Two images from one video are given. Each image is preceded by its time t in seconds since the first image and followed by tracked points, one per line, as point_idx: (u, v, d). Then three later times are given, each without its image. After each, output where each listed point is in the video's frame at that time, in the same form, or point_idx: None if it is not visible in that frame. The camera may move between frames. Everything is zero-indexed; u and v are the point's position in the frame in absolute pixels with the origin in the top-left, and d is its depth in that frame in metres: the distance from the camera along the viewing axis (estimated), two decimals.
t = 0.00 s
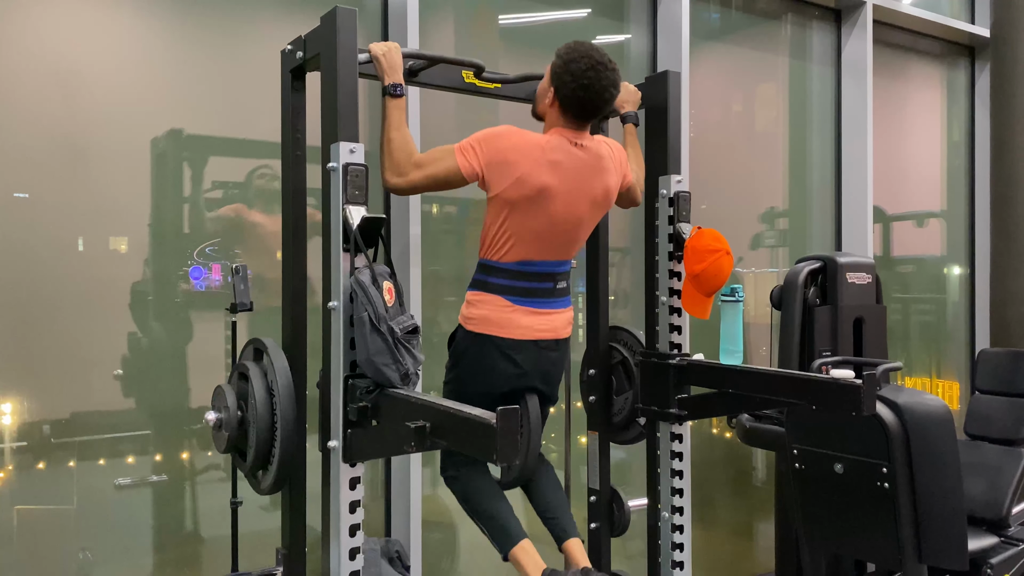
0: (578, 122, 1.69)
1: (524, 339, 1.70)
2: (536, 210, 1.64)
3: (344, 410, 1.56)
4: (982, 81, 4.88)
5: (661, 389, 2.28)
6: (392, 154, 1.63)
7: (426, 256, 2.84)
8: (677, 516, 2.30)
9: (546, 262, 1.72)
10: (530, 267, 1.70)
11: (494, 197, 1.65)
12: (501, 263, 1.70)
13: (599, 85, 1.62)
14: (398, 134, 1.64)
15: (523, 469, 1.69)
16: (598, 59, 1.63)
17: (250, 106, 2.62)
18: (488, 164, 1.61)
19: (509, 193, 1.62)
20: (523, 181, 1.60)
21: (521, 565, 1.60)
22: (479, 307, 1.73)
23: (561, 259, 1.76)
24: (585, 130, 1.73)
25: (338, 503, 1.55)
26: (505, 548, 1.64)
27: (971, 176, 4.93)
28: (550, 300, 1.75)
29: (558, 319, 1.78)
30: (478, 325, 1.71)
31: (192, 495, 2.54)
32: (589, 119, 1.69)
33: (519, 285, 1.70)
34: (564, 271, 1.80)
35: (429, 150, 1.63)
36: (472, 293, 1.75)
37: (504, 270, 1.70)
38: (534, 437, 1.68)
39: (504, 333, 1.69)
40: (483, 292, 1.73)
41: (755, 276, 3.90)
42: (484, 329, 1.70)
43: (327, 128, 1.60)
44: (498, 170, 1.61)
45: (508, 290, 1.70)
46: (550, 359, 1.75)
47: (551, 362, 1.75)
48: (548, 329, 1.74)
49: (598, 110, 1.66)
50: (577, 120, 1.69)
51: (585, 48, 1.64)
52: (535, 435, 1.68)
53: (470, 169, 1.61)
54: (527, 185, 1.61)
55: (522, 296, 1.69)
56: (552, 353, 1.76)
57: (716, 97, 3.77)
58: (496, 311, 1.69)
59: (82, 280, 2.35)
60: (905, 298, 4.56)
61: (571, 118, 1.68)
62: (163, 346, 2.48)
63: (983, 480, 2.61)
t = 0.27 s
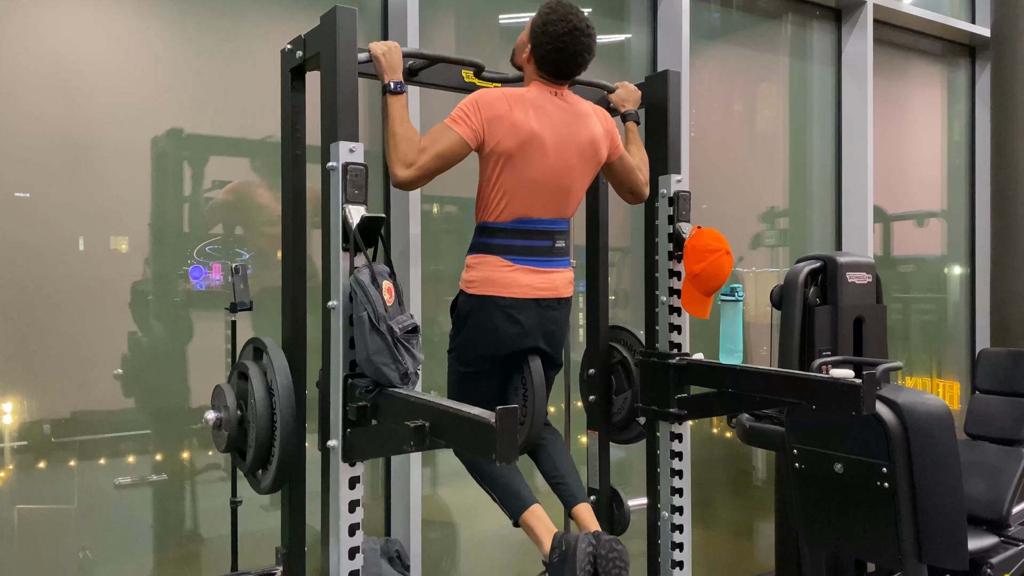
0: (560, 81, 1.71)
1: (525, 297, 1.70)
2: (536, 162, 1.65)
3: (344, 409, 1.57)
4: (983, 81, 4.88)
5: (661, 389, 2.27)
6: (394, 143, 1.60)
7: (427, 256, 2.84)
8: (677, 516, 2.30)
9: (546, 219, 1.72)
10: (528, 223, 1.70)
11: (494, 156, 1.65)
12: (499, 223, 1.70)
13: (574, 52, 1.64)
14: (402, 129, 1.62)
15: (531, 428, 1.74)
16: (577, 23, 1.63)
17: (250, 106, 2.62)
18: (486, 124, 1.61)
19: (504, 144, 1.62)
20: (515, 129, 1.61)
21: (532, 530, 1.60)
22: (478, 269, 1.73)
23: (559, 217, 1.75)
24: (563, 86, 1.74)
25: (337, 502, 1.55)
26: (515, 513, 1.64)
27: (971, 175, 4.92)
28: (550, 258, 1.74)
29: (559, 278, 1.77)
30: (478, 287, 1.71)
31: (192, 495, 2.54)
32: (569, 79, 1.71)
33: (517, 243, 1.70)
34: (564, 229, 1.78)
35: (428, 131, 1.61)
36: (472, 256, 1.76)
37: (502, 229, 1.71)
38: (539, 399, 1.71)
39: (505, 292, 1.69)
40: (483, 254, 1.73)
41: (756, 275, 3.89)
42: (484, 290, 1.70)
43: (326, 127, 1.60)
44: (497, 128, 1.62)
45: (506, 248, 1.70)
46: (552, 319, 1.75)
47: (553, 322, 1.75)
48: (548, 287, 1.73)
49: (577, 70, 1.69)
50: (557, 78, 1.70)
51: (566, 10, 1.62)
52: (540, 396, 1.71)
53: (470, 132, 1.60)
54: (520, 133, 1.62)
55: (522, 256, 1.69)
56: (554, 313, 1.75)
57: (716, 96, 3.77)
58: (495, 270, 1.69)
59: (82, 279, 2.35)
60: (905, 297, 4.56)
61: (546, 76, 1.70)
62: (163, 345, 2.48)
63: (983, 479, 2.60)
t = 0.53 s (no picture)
0: (554, 78, 1.73)
1: (524, 295, 1.71)
2: (532, 165, 1.66)
3: (343, 410, 1.57)
4: (983, 81, 4.88)
5: (660, 390, 2.27)
6: (393, 147, 1.61)
7: (427, 257, 2.84)
8: (677, 516, 2.30)
9: (541, 219, 1.73)
10: (523, 225, 1.71)
11: (490, 158, 1.65)
12: (498, 224, 1.71)
13: (570, 41, 1.66)
14: (402, 132, 1.62)
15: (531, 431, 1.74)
16: (569, 16, 1.66)
17: (249, 106, 2.62)
18: (483, 128, 1.62)
19: (502, 149, 1.63)
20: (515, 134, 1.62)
21: (543, 529, 1.61)
22: (478, 269, 1.74)
23: (556, 217, 1.76)
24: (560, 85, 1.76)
25: (337, 503, 1.55)
26: (524, 513, 1.64)
27: (971, 176, 4.93)
28: (549, 257, 1.75)
29: (558, 276, 1.78)
30: (478, 287, 1.72)
31: (192, 495, 2.54)
32: (563, 75, 1.73)
33: (517, 242, 1.71)
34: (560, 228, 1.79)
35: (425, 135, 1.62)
36: (471, 256, 1.77)
37: (500, 231, 1.71)
38: (539, 402, 1.71)
39: (504, 290, 1.70)
40: (482, 254, 1.74)
41: (756, 275, 3.89)
42: (483, 289, 1.71)
43: (326, 128, 1.60)
44: (495, 132, 1.63)
45: (506, 247, 1.71)
46: (551, 316, 1.76)
47: (552, 320, 1.76)
48: (547, 286, 1.74)
49: (570, 67, 1.71)
50: (550, 76, 1.73)
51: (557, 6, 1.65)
52: (540, 399, 1.71)
53: (468, 136, 1.61)
54: (519, 139, 1.63)
55: (521, 254, 1.70)
56: (553, 311, 1.76)
57: (716, 97, 3.77)
58: (495, 269, 1.70)
59: (82, 280, 2.35)
60: (905, 297, 4.56)
61: (545, 72, 1.72)
62: (163, 345, 2.48)
63: (983, 479, 2.60)
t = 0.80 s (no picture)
0: (560, 108, 1.73)
1: (521, 327, 1.71)
2: (522, 207, 1.68)
3: (343, 413, 1.57)
4: (983, 83, 4.88)
5: (660, 392, 2.28)
6: (384, 158, 1.65)
7: (426, 259, 2.85)
8: (676, 519, 2.30)
9: (530, 254, 1.74)
10: (518, 259, 1.72)
11: (485, 197, 1.68)
12: (494, 258, 1.72)
13: (573, 64, 1.67)
14: (392, 140, 1.67)
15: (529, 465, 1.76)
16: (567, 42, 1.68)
17: (249, 109, 2.62)
18: (476, 163, 1.64)
19: (497, 190, 1.65)
20: (512, 178, 1.63)
21: (544, 560, 1.61)
22: (474, 301, 1.75)
23: (549, 249, 1.78)
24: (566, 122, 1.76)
25: (337, 506, 1.55)
26: (527, 547, 1.64)
27: (971, 178, 4.93)
28: (543, 288, 1.77)
29: (554, 306, 1.79)
30: (474, 319, 1.72)
31: (192, 497, 2.54)
32: (571, 102, 1.74)
33: (512, 274, 1.72)
34: (554, 260, 1.81)
35: (419, 152, 1.66)
36: (467, 288, 1.77)
37: (497, 263, 1.73)
38: (537, 436, 1.73)
39: (501, 322, 1.70)
40: (478, 286, 1.75)
41: (756, 278, 3.89)
42: (480, 321, 1.72)
43: (325, 131, 1.61)
44: (488, 173, 1.64)
45: (502, 280, 1.72)
46: (548, 347, 1.76)
47: (550, 350, 1.77)
48: (543, 317, 1.75)
49: (576, 94, 1.72)
50: (555, 106, 1.73)
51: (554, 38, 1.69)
52: (539, 433, 1.72)
53: (459, 168, 1.64)
54: (516, 183, 1.64)
55: (517, 286, 1.71)
56: (549, 341, 1.77)
57: (716, 99, 3.77)
58: (491, 301, 1.71)
59: (82, 282, 2.36)
60: (905, 299, 4.56)
61: (555, 103, 1.72)
62: (163, 348, 2.48)
63: (982, 481, 2.61)
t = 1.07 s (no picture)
0: (557, 142, 1.73)
1: (517, 358, 1.71)
2: (509, 246, 1.69)
3: (342, 417, 1.57)
4: (982, 86, 4.89)
5: (660, 396, 2.28)
6: (378, 164, 1.67)
7: (426, 263, 2.85)
8: (676, 523, 2.29)
9: (527, 286, 1.74)
10: (514, 292, 1.72)
11: (478, 231, 1.68)
12: (490, 291, 1.72)
13: (567, 97, 1.68)
14: (387, 145, 1.68)
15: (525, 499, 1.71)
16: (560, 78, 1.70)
17: (249, 113, 2.63)
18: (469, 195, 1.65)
19: (489, 227, 1.66)
20: (504, 215, 1.64)
21: None
22: (470, 332, 1.74)
23: (545, 281, 1.79)
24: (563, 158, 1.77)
25: (335, 510, 1.55)
26: None
27: (971, 181, 4.93)
28: (539, 320, 1.77)
29: (550, 338, 1.80)
30: (471, 351, 1.71)
31: (191, 501, 2.54)
32: (569, 135, 1.73)
33: (508, 306, 1.72)
34: (550, 291, 1.82)
35: (418, 167, 1.68)
36: (463, 319, 1.76)
37: (493, 296, 1.73)
38: (535, 470, 1.67)
39: (497, 354, 1.70)
40: (474, 318, 1.74)
41: (756, 281, 3.89)
42: (477, 353, 1.70)
43: (325, 136, 1.61)
44: (479, 206, 1.65)
45: (498, 312, 1.71)
46: (544, 378, 1.76)
47: (546, 380, 1.77)
48: (539, 348, 1.75)
49: (572, 126, 1.72)
50: (552, 141, 1.73)
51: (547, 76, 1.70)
52: (535, 465, 1.67)
53: (452, 198, 1.66)
54: (508, 221, 1.65)
55: (514, 318, 1.71)
56: (545, 372, 1.77)
57: (716, 103, 3.78)
58: (487, 333, 1.70)
59: (82, 286, 2.36)
60: (905, 303, 4.56)
61: (551, 139, 1.72)
62: (163, 352, 2.48)
63: (983, 485, 2.61)
